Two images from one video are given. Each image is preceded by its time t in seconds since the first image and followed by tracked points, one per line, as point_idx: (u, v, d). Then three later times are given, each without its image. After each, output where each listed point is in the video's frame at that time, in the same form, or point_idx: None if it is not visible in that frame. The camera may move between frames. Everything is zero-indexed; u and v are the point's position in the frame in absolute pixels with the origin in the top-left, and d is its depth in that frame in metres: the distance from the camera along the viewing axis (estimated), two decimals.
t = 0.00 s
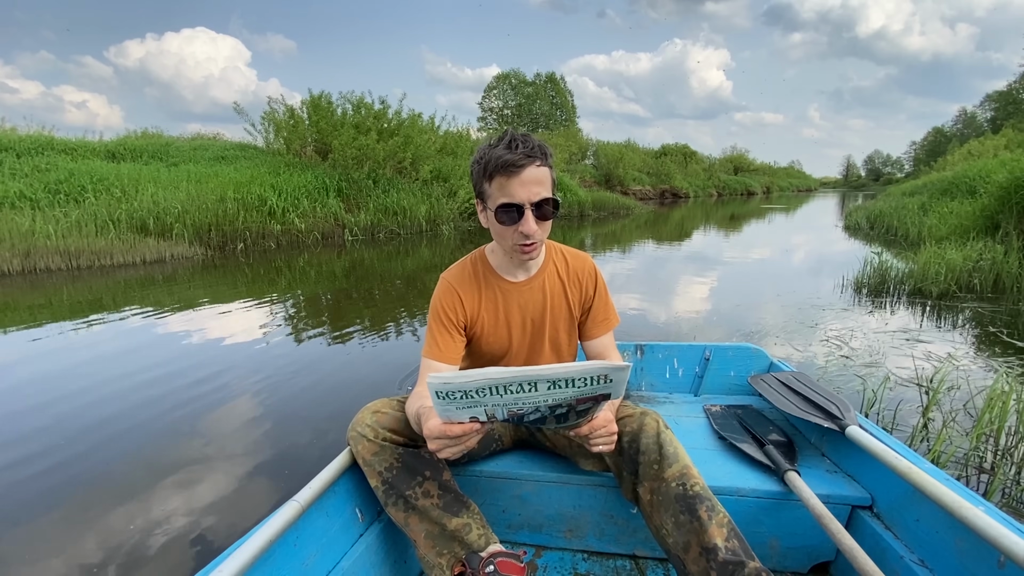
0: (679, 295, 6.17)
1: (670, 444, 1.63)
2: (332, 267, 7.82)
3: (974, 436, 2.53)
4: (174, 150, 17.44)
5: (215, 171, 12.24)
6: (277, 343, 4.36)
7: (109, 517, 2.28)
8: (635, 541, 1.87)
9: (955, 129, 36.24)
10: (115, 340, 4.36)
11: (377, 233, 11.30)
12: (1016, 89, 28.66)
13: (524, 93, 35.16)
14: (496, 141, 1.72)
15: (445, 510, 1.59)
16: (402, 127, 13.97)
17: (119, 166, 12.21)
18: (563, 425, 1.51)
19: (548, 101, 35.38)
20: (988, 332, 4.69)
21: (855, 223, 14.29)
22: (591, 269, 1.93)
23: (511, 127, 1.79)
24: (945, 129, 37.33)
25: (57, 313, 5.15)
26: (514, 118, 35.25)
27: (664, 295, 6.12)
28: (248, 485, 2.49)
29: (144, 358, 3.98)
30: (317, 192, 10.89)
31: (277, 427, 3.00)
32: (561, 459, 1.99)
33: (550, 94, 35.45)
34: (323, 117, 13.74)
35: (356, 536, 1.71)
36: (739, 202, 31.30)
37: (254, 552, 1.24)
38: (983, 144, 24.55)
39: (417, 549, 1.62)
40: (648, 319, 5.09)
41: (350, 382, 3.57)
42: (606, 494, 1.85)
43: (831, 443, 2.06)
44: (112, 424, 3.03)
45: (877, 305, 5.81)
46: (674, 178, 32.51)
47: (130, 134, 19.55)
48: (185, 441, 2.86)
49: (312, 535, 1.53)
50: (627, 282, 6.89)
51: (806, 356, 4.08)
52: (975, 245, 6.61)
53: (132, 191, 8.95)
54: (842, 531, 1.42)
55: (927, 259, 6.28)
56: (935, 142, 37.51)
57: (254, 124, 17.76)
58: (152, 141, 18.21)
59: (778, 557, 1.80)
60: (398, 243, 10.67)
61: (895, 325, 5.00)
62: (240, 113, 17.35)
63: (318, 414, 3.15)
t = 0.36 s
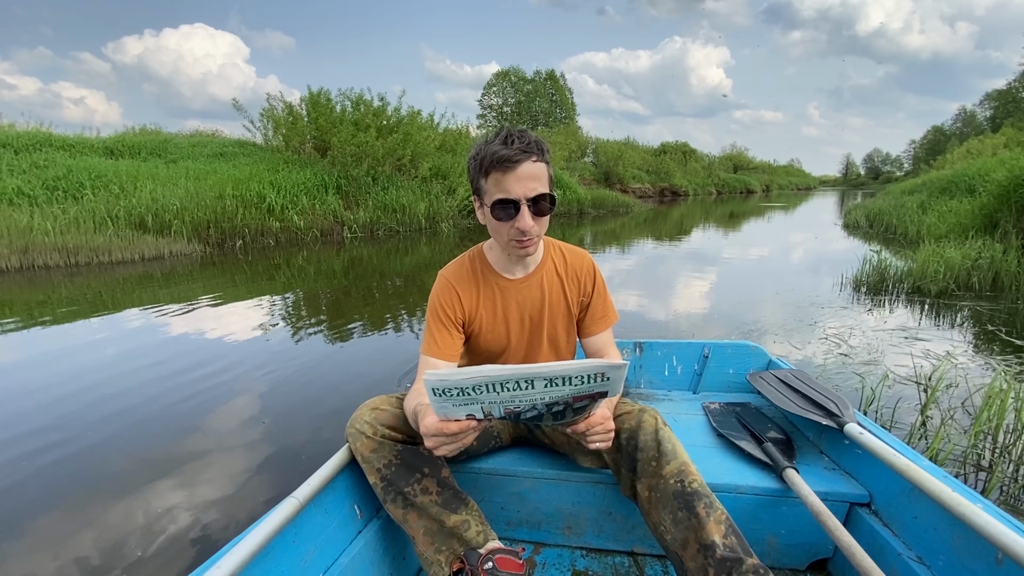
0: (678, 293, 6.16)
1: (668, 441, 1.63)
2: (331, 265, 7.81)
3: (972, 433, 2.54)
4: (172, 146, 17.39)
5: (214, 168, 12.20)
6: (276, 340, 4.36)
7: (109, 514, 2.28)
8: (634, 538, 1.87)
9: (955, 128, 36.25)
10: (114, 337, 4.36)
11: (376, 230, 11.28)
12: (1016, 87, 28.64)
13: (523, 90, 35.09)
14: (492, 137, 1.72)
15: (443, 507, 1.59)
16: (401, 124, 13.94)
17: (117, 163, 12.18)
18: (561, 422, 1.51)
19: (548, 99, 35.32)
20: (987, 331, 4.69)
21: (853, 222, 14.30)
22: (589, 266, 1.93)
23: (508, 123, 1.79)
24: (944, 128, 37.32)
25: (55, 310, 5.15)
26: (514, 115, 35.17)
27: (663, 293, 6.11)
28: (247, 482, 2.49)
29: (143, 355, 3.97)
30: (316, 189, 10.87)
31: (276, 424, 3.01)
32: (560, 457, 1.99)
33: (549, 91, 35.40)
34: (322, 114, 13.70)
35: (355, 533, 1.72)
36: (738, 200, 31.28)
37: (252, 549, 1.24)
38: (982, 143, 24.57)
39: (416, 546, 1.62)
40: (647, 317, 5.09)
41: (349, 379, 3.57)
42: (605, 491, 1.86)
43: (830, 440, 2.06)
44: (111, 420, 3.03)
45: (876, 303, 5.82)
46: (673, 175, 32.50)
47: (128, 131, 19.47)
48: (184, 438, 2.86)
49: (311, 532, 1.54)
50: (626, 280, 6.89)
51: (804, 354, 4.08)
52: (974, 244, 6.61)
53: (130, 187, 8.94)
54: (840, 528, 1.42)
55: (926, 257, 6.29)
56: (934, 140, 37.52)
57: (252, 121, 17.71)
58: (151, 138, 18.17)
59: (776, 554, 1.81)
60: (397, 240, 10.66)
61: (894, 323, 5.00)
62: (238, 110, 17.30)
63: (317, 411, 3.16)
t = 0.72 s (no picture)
0: (678, 291, 6.15)
1: (670, 439, 1.63)
2: (331, 262, 7.80)
3: (972, 432, 2.54)
4: (171, 143, 17.33)
5: (213, 164, 12.18)
6: (275, 337, 4.35)
7: (109, 510, 2.27)
8: (634, 536, 1.87)
9: (955, 126, 36.23)
10: (113, 334, 4.35)
11: (376, 227, 11.25)
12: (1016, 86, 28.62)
13: (523, 87, 35.01)
14: (495, 134, 1.71)
15: (444, 504, 1.59)
16: (401, 121, 13.90)
17: (116, 159, 12.15)
18: (563, 420, 1.51)
19: (548, 96, 35.24)
20: (986, 329, 4.69)
21: (853, 220, 14.29)
22: (591, 263, 1.92)
23: (510, 120, 1.78)
24: (944, 126, 37.30)
25: (54, 307, 5.14)
26: (513, 112, 35.08)
27: (663, 291, 6.10)
28: (247, 479, 2.49)
29: (142, 352, 3.96)
30: (316, 186, 10.85)
31: (276, 420, 3.00)
32: (560, 454, 1.99)
33: (549, 88, 35.33)
34: (321, 111, 13.67)
35: (355, 530, 1.71)
36: (738, 198, 31.26)
37: (252, 547, 1.23)
38: (982, 141, 24.57)
39: (416, 543, 1.62)
40: (648, 314, 5.09)
41: (348, 376, 3.57)
42: (605, 488, 1.85)
43: (831, 438, 2.06)
44: (110, 417, 3.02)
45: (876, 301, 5.82)
46: (673, 173, 32.46)
47: (126, 127, 19.43)
48: (184, 434, 2.86)
49: (311, 529, 1.53)
50: (625, 278, 6.87)
51: (805, 352, 4.08)
52: (975, 242, 6.61)
53: (129, 184, 8.92)
54: (842, 526, 1.42)
55: (926, 256, 6.28)
56: (933, 139, 37.49)
57: (251, 118, 17.66)
58: (150, 135, 18.13)
59: (777, 552, 1.81)
60: (397, 238, 10.65)
61: (894, 321, 5.00)
62: (237, 107, 17.25)
63: (317, 408, 3.15)
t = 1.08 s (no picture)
0: (677, 289, 6.15)
1: (670, 437, 1.62)
2: (330, 260, 7.79)
3: (973, 430, 2.54)
4: (170, 140, 17.30)
5: (213, 161, 12.16)
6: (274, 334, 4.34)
7: (108, 506, 2.27)
8: (634, 534, 1.87)
9: (955, 125, 36.22)
10: (111, 331, 4.34)
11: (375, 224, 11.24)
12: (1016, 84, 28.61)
13: (523, 85, 34.95)
14: (497, 129, 1.70)
15: (443, 502, 1.59)
16: (400, 119, 13.87)
17: (115, 156, 12.12)
18: (562, 417, 1.50)
19: (548, 93, 35.16)
20: (986, 327, 4.69)
21: (853, 218, 14.29)
22: (591, 260, 1.91)
23: (511, 116, 1.77)
24: (944, 124, 37.29)
25: (53, 304, 5.13)
26: (513, 110, 35.02)
27: (662, 289, 6.10)
28: (246, 475, 2.49)
29: (141, 349, 3.96)
30: (315, 184, 10.83)
31: (276, 417, 3.00)
32: (560, 452, 1.99)
33: (550, 86, 35.28)
34: (321, 108, 13.64)
35: (354, 527, 1.71)
36: (739, 196, 31.24)
37: (251, 544, 1.23)
38: (982, 140, 24.60)
39: (415, 540, 1.61)
40: (647, 312, 5.09)
41: (348, 373, 3.57)
42: (605, 486, 1.85)
43: (831, 436, 2.06)
44: (109, 414, 3.02)
45: (875, 299, 5.82)
46: (673, 171, 32.44)
47: (126, 124, 19.40)
48: (183, 431, 2.85)
49: (310, 526, 1.53)
50: (625, 276, 6.87)
51: (804, 350, 4.08)
52: (975, 240, 6.60)
53: (128, 180, 8.91)
54: (842, 524, 1.41)
55: (926, 254, 6.28)
56: (933, 137, 37.50)
57: (251, 115, 17.65)
58: (149, 132, 18.10)
59: (776, 550, 1.80)
60: (397, 235, 10.64)
61: (893, 319, 5.00)
62: (237, 104, 17.24)
63: (316, 405, 3.15)
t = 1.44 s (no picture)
0: (677, 288, 6.15)
1: (669, 435, 1.62)
2: (330, 258, 7.79)
3: (972, 429, 2.54)
4: (170, 138, 17.28)
5: (212, 159, 12.14)
6: (274, 332, 4.34)
7: (108, 504, 2.27)
8: (633, 532, 1.87)
9: (955, 123, 36.18)
10: (111, 329, 4.33)
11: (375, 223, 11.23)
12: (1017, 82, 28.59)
13: (523, 83, 34.91)
14: (497, 127, 1.70)
15: (443, 500, 1.59)
16: (400, 117, 13.85)
17: (115, 154, 12.10)
18: (562, 415, 1.50)
19: (548, 92, 35.14)
20: (986, 326, 4.69)
21: (853, 217, 14.29)
22: (590, 258, 1.91)
23: (512, 114, 1.76)
24: (945, 123, 37.27)
25: (52, 302, 5.13)
26: (513, 108, 34.95)
27: (662, 288, 6.10)
28: (245, 473, 2.49)
29: (141, 347, 3.95)
30: (315, 182, 10.82)
31: (276, 415, 3.00)
32: (560, 450, 1.99)
33: (550, 84, 35.24)
34: (321, 106, 13.62)
35: (354, 525, 1.71)
36: (739, 195, 31.24)
37: (251, 541, 1.23)
38: (983, 138, 24.61)
39: (415, 538, 1.62)
40: (647, 311, 5.09)
41: (347, 371, 3.57)
42: (604, 485, 1.85)
43: (830, 435, 2.06)
44: (109, 412, 3.02)
45: (875, 298, 5.82)
46: (673, 170, 32.46)
47: (125, 122, 19.37)
48: (183, 429, 2.85)
49: (310, 524, 1.53)
50: (625, 275, 6.87)
51: (804, 348, 4.08)
52: (975, 239, 6.60)
53: (127, 178, 8.89)
54: (841, 522, 1.41)
55: (926, 253, 6.28)
56: (933, 135, 37.48)
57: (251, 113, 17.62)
58: (148, 129, 18.07)
59: (775, 548, 1.81)
60: (397, 234, 10.64)
61: (893, 318, 5.01)
62: (237, 102, 17.25)
63: (316, 403, 3.15)
